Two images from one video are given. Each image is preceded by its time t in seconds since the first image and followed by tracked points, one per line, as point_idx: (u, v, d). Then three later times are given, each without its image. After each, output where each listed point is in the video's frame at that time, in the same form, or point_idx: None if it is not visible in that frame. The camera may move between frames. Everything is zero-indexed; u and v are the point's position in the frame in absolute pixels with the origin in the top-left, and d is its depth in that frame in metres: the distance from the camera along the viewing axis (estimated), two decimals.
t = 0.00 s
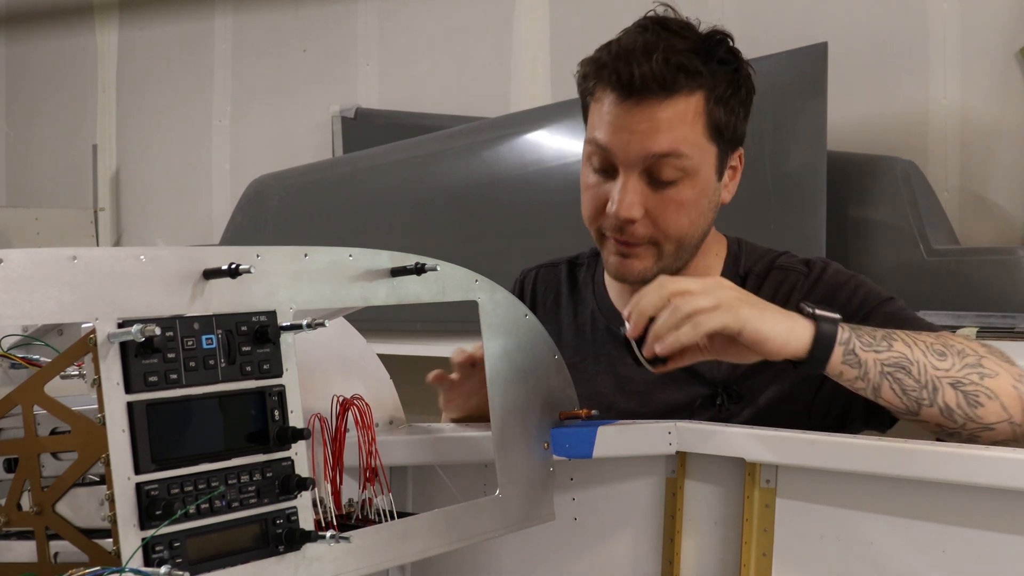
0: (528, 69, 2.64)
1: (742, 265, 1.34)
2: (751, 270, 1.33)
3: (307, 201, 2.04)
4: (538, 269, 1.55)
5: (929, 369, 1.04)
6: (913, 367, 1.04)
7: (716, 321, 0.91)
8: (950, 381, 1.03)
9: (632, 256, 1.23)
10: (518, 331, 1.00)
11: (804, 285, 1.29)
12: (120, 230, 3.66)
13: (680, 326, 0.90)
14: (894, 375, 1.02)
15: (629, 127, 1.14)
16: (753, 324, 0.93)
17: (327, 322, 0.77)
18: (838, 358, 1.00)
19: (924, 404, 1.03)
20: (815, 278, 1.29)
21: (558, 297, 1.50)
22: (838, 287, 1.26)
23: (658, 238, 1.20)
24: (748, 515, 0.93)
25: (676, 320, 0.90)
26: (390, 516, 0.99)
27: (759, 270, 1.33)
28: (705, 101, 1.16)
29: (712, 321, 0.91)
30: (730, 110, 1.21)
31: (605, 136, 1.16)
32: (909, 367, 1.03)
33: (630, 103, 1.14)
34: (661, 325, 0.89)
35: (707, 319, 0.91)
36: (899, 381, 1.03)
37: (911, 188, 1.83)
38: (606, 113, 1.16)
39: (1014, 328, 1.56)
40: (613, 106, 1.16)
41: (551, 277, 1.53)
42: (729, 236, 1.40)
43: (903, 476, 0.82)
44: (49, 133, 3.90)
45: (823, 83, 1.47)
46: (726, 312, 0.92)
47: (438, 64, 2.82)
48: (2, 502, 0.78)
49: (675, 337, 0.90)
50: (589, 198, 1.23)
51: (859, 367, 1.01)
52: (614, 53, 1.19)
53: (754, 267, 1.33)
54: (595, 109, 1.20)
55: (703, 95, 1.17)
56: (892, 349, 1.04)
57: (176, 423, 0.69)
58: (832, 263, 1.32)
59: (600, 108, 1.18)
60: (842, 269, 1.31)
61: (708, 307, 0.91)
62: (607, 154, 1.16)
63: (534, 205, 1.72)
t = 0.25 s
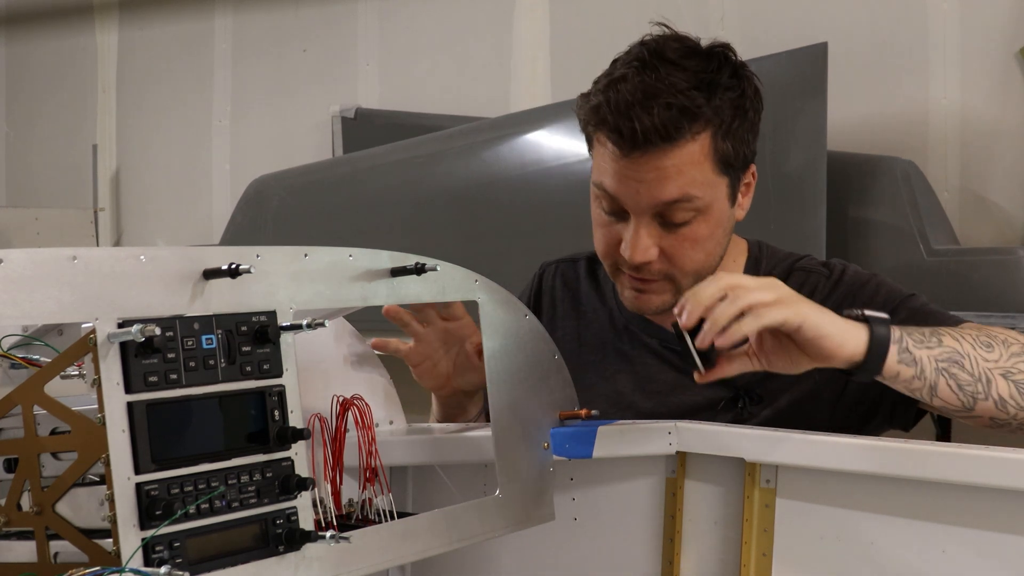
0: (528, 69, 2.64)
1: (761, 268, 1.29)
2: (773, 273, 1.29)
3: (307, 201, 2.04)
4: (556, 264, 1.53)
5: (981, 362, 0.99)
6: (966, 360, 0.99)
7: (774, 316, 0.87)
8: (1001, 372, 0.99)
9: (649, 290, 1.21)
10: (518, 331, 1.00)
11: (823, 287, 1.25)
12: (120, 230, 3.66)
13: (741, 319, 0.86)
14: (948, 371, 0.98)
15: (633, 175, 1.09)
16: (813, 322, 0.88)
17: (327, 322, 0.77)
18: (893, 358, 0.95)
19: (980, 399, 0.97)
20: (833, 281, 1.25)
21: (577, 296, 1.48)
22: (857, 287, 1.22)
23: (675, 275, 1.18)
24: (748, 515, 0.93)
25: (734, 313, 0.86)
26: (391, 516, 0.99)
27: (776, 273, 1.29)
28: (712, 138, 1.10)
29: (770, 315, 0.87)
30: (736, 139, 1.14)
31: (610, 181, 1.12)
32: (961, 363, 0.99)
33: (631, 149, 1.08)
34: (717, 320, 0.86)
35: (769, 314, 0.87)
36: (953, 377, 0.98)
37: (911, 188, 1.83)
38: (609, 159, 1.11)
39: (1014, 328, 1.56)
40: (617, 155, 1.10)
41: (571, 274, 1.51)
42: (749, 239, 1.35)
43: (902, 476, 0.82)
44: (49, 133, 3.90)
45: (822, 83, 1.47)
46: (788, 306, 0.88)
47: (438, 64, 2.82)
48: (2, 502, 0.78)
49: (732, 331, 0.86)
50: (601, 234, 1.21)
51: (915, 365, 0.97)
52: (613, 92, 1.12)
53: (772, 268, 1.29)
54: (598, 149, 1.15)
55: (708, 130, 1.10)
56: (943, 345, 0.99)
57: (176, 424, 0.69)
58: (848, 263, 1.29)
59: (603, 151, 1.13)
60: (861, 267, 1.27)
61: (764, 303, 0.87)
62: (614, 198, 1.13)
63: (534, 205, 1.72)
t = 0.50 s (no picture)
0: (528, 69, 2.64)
1: (776, 268, 1.24)
2: (784, 273, 1.24)
3: (307, 201, 2.04)
4: (580, 260, 1.44)
5: (895, 392, 0.81)
6: (880, 397, 0.81)
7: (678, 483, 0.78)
8: (927, 392, 0.81)
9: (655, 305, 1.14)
10: (518, 332, 1.01)
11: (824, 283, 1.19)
12: (121, 230, 3.66)
13: (628, 490, 0.79)
14: (867, 418, 0.81)
15: (644, 190, 1.01)
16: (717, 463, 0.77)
17: (327, 322, 0.77)
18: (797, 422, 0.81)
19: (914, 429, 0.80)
20: (833, 275, 1.19)
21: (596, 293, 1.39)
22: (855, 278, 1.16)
23: (681, 292, 1.10)
24: (748, 515, 0.93)
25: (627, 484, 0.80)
26: (390, 516, 1.00)
27: (786, 273, 1.24)
28: (727, 155, 1.03)
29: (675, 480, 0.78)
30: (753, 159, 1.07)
31: (621, 194, 1.04)
32: (877, 406, 0.81)
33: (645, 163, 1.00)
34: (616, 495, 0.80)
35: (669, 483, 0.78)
36: (875, 419, 0.81)
37: (911, 188, 1.83)
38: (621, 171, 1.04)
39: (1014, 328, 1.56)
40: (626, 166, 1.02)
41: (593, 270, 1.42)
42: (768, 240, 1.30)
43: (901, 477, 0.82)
44: (49, 133, 3.90)
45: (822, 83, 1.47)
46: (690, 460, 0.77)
47: (438, 64, 2.82)
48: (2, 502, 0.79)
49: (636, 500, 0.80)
50: (610, 242, 1.13)
51: (823, 424, 0.81)
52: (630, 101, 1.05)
53: (786, 267, 1.24)
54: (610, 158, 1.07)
55: (724, 148, 1.03)
56: (849, 388, 0.82)
57: (176, 424, 0.69)
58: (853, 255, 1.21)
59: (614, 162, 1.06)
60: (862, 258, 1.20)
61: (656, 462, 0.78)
62: (624, 211, 1.05)
63: (534, 205, 1.72)
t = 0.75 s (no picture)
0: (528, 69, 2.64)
1: (775, 271, 1.14)
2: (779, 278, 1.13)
3: (307, 201, 2.04)
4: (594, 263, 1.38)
5: (812, 450, 0.83)
6: (797, 455, 0.83)
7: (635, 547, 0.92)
8: (846, 447, 0.81)
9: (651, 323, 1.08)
10: (518, 334, 1.01)
11: (807, 290, 1.09)
12: (121, 230, 3.66)
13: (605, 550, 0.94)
14: (799, 475, 0.84)
15: (638, 217, 0.95)
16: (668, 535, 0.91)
17: (327, 322, 0.77)
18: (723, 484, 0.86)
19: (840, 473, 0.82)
20: (818, 281, 1.08)
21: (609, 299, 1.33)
22: (834, 284, 1.05)
23: (677, 316, 1.04)
24: (749, 515, 0.92)
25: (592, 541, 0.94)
26: (390, 516, 1.01)
27: (780, 275, 1.13)
28: (727, 183, 0.95)
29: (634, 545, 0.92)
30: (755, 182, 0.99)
31: (615, 217, 0.98)
32: (805, 464, 0.83)
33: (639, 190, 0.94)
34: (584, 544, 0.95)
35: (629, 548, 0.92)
36: (799, 469, 0.84)
37: (911, 189, 1.83)
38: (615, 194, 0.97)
39: (1014, 328, 1.56)
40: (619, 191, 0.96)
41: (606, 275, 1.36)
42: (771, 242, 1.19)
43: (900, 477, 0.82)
44: (49, 133, 3.91)
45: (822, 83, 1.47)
46: (645, 536, 0.90)
47: (438, 64, 2.82)
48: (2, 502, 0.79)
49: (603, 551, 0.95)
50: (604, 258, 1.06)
51: (750, 483, 0.86)
52: (627, 119, 0.96)
53: (785, 269, 1.13)
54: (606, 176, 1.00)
55: (725, 175, 0.95)
56: (763, 451, 0.85)
57: (176, 424, 0.69)
58: (842, 257, 1.09)
59: (609, 182, 0.99)
60: (853, 259, 1.07)
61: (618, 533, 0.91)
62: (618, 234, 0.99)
63: (534, 205, 1.72)
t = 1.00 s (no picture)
0: (528, 69, 2.64)
1: (771, 271, 1.13)
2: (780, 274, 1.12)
3: (307, 201, 2.04)
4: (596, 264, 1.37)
5: (780, 471, 0.83)
6: (766, 473, 0.84)
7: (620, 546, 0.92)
8: (811, 472, 0.81)
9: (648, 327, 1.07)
10: (518, 334, 1.01)
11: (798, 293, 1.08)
12: (121, 230, 3.66)
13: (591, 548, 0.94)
14: (771, 491, 0.85)
15: (622, 224, 0.95)
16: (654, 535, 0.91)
17: (327, 322, 0.77)
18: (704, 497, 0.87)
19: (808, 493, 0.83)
20: (809, 284, 1.07)
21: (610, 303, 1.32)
22: (823, 288, 1.04)
23: (671, 321, 1.03)
24: (748, 515, 0.92)
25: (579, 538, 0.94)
26: (389, 516, 1.01)
27: (774, 275, 1.13)
28: (709, 186, 0.95)
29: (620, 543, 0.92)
30: (739, 183, 0.99)
31: (600, 225, 0.98)
32: (776, 482, 0.84)
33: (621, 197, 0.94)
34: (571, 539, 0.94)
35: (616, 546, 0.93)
36: (770, 486, 0.85)
37: (910, 188, 1.84)
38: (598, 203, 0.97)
39: (1014, 328, 1.56)
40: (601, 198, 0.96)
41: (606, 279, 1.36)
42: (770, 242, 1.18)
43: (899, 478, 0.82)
44: (49, 133, 3.91)
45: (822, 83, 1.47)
46: (631, 537, 0.90)
47: (438, 64, 2.82)
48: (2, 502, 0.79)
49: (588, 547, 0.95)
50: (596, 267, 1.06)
51: (723, 495, 0.87)
52: (608, 127, 0.97)
53: (780, 270, 1.13)
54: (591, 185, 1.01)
55: (707, 177, 0.95)
56: (734, 468, 0.85)
57: (176, 423, 0.69)
58: (843, 260, 1.07)
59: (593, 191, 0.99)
60: (851, 264, 1.05)
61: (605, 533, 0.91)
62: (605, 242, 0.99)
63: (534, 205, 1.72)
